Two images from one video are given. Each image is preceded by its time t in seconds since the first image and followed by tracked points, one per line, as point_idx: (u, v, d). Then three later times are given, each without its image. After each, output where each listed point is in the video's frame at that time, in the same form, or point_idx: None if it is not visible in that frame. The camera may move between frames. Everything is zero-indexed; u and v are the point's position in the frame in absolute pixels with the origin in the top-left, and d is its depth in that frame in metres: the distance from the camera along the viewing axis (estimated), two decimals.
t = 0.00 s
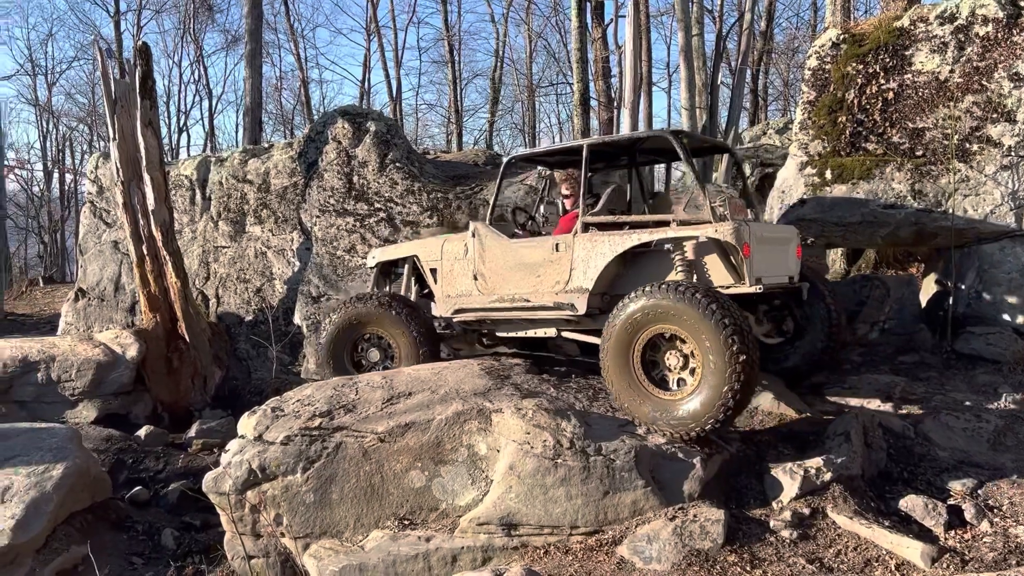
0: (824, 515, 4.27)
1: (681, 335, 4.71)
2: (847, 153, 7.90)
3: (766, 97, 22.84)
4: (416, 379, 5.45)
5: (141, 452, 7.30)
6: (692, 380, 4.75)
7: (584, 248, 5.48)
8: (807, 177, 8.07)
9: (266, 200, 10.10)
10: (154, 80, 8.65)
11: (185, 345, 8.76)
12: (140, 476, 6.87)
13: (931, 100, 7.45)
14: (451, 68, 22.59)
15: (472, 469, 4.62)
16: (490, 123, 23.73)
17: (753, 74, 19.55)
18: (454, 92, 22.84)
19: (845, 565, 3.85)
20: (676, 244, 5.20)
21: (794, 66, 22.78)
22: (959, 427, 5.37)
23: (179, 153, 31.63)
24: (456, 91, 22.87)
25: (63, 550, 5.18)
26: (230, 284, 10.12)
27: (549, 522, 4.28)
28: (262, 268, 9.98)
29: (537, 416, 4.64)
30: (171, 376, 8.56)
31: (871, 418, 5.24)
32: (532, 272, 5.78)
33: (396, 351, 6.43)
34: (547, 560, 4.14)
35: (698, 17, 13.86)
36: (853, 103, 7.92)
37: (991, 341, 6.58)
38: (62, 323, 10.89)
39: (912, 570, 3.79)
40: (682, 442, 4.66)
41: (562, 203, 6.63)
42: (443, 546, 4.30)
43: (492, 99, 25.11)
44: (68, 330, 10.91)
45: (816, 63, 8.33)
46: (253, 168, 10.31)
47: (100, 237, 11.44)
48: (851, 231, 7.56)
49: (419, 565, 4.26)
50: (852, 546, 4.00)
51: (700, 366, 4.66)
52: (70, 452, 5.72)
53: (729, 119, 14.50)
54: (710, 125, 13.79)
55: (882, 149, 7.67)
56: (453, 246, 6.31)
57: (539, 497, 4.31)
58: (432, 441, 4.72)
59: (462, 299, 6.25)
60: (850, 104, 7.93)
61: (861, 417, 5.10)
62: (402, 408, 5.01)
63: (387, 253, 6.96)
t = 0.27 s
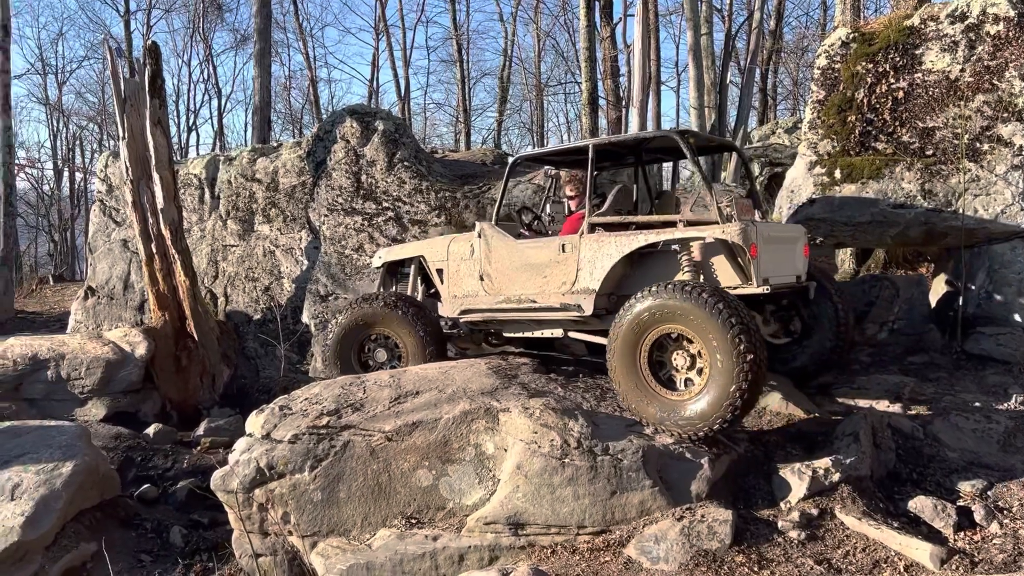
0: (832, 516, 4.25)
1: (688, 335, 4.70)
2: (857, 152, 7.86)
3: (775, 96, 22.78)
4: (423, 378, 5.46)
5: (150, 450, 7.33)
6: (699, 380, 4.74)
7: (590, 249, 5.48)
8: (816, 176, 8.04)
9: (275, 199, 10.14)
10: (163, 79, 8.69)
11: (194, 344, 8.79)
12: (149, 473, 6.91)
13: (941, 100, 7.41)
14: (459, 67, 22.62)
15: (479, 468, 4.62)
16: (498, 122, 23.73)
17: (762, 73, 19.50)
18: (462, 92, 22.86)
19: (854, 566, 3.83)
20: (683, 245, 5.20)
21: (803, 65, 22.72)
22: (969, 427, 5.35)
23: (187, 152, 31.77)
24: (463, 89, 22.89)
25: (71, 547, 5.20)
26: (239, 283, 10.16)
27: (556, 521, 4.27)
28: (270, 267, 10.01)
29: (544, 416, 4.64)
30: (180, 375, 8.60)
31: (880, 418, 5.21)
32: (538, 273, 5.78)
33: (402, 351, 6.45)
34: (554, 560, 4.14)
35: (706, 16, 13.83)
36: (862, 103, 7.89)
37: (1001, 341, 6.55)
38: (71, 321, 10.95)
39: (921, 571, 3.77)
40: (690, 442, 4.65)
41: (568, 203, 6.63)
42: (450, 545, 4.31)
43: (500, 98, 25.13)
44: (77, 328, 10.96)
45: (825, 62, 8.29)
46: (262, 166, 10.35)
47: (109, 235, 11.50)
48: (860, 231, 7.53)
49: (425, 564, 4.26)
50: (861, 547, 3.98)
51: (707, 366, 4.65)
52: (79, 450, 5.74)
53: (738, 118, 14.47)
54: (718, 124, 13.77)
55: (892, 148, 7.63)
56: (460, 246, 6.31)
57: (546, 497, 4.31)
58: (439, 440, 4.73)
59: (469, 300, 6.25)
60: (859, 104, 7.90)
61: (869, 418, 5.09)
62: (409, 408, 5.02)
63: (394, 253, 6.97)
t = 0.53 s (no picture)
0: (840, 517, 4.23)
1: (694, 335, 4.69)
2: (866, 152, 7.83)
3: (783, 95, 22.72)
4: (430, 377, 5.46)
5: (157, 448, 7.37)
6: (706, 380, 4.73)
7: (597, 248, 5.47)
8: (825, 176, 8.00)
9: (282, 199, 10.17)
10: (171, 78, 8.72)
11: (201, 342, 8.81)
12: (156, 471, 6.94)
13: (950, 99, 7.37)
14: (466, 66, 22.63)
15: (485, 467, 4.62)
16: (505, 122, 23.74)
17: (770, 72, 19.46)
18: (469, 91, 22.88)
19: (861, 567, 3.82)
20: (690, 245, 5.19)
21: (812, 64, 22.65)
22: (978, 429, 5.32)
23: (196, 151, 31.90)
24: (471, 88, 22.90)
25: (79, 545, 5.23)
26: (247, 281, 10.19)
27: (563, 521, 4.27)
28: (278, 265, 10.04)
29: (550, 416, 4.64)
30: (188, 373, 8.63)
31: (888, 419, 5.19)
32: (544, 273, 5.78)
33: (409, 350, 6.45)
34: (561, 560, 4.13)
35: (714, 15, 13.80)
36: (871, 102, 7.85)
37: (1011, 342, 6.47)
38: (80, 319, 11.01)
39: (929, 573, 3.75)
40: (697, 442, 4.63)
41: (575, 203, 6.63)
42: (456, 544, 4.31)
43: (507, 97, 25.14)
44: (85, 326, 11.02)
45: (834, 62, 8.26)
46: (270, 165, 10.38)
47: (118, 234, 11.56)
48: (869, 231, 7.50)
49: (432, 563, 4.27)
50: (869, 548, 3.96)
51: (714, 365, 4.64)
52: (87, 448, 5.77)
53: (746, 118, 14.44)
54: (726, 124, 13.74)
55: (901, 148, 7.60)
56: (467, 245, 6.31)
57: (553, 496, 4.31)
58: (446, 439, 4.73)
59: (475, 299, 6.25)
60: (868, 103, 7.87)
61: (878, 419, 5.07)
62: (416, 407, 5.02)
63: (401, 251, 6.97)
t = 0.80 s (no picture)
0: (846, 518, 4.22)
1: (698, 334, 4.69)
2: (873, 152, 7.80)
3: (790, 95, 22.67)
4: (435, 376, 5.47)
5: (164, 447, 7.39)
6: (712, 379, 4.73)
7: (602, 248, 5.47)
8: (831, 176, 7.98)
9: (289, 198, 10.20)
10: (179, 77, 8.76)
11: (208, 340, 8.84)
12: (163, 469, 6.96)
13: (958, 99, 7.34)
14: (473, 66, 22.64)
15: (491, 467, 4.63)
16: (511, 121, 23.74)
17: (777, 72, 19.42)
18: (475, 90, 22.89)
19: (867, 569, 3.81)
20: (695, 245, 5.17)
21: (819, 64, 22.59)
22: (985, 430, 5.30)
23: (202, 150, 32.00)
24: (477, 88, 22.91)
25: (86, 542, 5.26)
26: (253, 280, 10.22)
27: (568, 521, 4.27)
28: (284, 264, 10.07)
29: (556, 416, 4.65)
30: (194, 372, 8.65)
31: (894, 420, 5.18)
32: (549, 273, 5.78)
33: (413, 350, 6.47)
34: (566, 560, 4.13)
35: (721, 15, 13.78)
36: (879, 102, 7.82)
37: (1019, 344, 6.50)
38: (87, 317, 11.05)
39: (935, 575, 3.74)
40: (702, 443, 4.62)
41: (580, 204, 6.64)
42: (461, 543, 4.31)
43: (513, 96, 25.15)
44: (93, 324, 11.06)
45: (841, 61, 8.24)
46: (276, 165, 10.42)
47: (125, 233, 11.61)
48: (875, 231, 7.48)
49: (437, 562, 4.28)
50: (875, 549, 3.95)
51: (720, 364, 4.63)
52: (95, 446, 5.80)
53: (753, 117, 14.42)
54: (733, 123, 13.72)
55: (909, 149, 7.57)
56: (471, 246, 6.32)
57: (558, 496, 4.31)
58: (451, 439, 4.74)
59: (480, 299, 6.26)
60: (875, 103, 7.84)
61: (884, 420, 5.06)
62: (421, 406, 5.03)
63: (406, 251, 6.98)
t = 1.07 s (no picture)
0: (851, 520, 4.21)
1: (699, 332, 4.69)
2: (879, 153, 7.78)
3: (796, 95, 22.64)
4: (440, 376, 5.48)
5: (170, 445, 7.42)
6: (715, 377, 4.73)
7: (603, 250, 5.47)
8: (837, 177, 7.96)
9: (294, 197, 10.22)
10: (185, 77, 8.78)
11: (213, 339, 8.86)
12: (168, 468, 6.98)
13: (965, 100, 7.32)
14: (478, 66, 22.65)
15: (495, 467, 4.63)
16: (517, 121, 23.74)
17: (783, 72, 19.41)
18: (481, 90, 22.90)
19: (872, 570, 3.80)
20: (697, 246, 5.17)
21: (825, 64, 22.54)
22: (990, 432, 5.29)
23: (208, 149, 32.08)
24: (482, 87, 22.92)
25: (92, 540, 5.29)
26: (258, 279, 10.26)
27: (572, 521, 4.28)
28: (289, 264, 10.10)
29: (560, 416, 4.65)
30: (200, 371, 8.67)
31: (899, 421, 5.17)
32: (551, 276, 5.78)
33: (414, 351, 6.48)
34: (570, 560, 4.13)
35: (727, 15, 13.76)
36: (885, 103, 7.80)
37: None
38: (93, 316, 11.09)
39: None
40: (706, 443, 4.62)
41: (580, 205, 6.65)
42: (465, 543, 4.32)
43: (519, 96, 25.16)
44: (99, 323, 11.10)
45: (847, 62, 8.22)
46: (282, 164, 10.44)
47: (131, 232, 11.65)
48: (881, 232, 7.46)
49: (441, 561, 4.29)
50: (880, 551, 3.94)
51: (722, 361, 4.64)
52: (101, 443, 5.82)
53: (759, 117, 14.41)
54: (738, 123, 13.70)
55: (915, 150, 7.55)
56: (472, 249, 6.32)
57: (562, 496, 4.32)
58: (456, 438, 4.75)
59: (481, 302, 6.26)
60: (882, 104, 7.81)
61: (889, 421, 5.05)
62: (426, 406, 5.04)
63: (407, 254, 6.99)
